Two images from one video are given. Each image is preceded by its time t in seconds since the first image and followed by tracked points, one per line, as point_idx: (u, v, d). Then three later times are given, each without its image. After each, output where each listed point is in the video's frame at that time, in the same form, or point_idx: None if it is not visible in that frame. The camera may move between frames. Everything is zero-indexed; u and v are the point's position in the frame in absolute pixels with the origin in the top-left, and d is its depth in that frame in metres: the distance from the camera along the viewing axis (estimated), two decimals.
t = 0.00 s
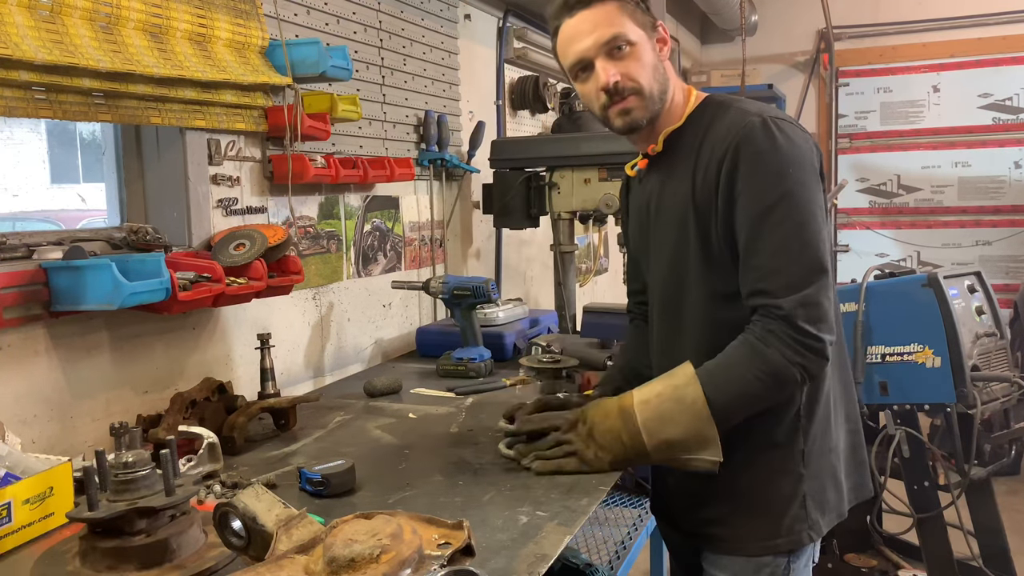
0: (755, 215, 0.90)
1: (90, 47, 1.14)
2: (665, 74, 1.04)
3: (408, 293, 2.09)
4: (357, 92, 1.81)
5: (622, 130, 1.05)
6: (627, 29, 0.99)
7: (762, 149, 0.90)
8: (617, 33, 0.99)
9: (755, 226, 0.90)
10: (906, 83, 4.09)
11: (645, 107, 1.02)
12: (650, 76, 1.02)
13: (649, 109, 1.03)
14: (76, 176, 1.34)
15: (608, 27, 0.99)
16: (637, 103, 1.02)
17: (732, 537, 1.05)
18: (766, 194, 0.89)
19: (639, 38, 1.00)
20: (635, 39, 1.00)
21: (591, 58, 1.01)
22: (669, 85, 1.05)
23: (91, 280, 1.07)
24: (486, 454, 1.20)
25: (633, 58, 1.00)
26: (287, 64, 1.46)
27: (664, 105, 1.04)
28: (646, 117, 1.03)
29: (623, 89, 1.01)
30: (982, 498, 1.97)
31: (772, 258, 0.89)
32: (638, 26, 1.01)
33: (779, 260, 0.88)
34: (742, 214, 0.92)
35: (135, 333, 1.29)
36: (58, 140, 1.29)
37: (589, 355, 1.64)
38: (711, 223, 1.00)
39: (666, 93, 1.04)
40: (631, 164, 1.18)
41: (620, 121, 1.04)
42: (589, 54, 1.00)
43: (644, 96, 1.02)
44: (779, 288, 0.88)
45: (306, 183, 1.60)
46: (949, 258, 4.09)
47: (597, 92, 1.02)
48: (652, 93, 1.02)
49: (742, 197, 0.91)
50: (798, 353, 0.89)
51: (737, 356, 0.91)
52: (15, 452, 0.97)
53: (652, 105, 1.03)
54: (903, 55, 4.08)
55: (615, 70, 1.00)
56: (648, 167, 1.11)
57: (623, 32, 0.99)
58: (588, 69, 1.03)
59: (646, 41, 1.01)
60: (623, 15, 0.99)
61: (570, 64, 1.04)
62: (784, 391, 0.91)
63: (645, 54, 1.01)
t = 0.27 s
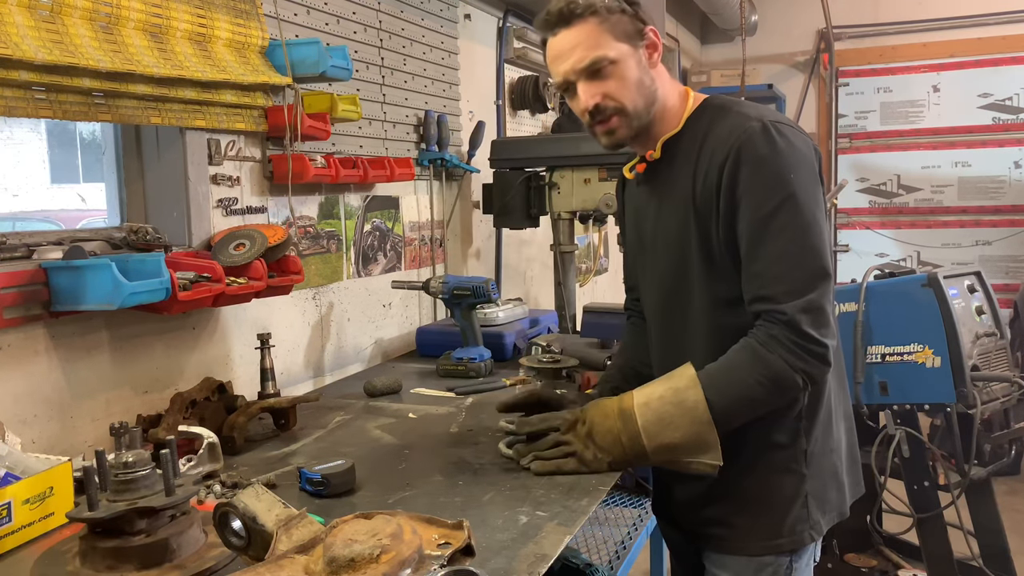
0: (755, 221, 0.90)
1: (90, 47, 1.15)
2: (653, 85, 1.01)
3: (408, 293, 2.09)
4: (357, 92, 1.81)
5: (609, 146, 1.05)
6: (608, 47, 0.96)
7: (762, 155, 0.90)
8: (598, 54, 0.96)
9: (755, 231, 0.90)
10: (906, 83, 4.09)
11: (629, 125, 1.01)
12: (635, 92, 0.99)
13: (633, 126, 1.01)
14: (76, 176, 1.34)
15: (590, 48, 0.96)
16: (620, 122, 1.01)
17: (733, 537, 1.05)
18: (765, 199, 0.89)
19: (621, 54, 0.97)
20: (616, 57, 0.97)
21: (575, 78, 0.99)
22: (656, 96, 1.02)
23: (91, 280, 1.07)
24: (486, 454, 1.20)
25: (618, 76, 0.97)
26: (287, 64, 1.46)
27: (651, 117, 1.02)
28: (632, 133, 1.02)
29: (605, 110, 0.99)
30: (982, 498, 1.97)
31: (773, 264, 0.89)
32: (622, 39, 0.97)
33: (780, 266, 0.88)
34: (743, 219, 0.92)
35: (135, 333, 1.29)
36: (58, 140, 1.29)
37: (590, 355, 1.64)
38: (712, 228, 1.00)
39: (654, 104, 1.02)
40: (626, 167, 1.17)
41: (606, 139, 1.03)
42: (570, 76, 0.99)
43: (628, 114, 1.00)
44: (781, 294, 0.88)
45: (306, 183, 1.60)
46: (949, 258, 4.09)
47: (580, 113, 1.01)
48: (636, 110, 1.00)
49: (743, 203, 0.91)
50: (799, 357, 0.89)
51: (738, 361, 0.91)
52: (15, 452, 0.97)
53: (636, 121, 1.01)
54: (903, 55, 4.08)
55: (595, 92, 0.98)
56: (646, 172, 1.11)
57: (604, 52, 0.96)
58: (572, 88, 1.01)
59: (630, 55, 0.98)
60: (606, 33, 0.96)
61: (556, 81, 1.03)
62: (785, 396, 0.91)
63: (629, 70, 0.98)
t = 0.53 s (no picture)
0: (761, 224, 0.90)
1: (90, 47, 1.15)
2: (638, 95, 1.02)
3: (408, 293, 2.08)
4: (357, 92, 1.81)
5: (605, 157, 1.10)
6: (584, 70, 0.99)
7: (769, 159, 0.90)
8: (574, 78, 1.00)
9: (761, 235, 0.90)
10: (905, 83, 4.09)
11: (617, 138, 1.05)
12: (617, 107, 1.01)
13: (622, 138, 1.05)
14: (76, 176, 1.34)
15: (568, 69, 1.00)
16: (608, 136, 1.05)
17: (733, 539, 1.05)
18: (772, 202, 0.89)
19: (598, 73, 0.99)
20: (593, 77, 1.00)
21: (559, 100, 1.05)
22: (643, 105, 1.03)
23: (91, 279, 1.07)
24: (486, 454, 1.20)
25: (596, 96, 1.01)
26: (287, 64, 1.46)
27: (641, 126, 1.05)
28: (623, 144, 1.06)
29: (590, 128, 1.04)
30: (982, 498, 1.97)
31: (779, 268, 0.89)
32: (599, 56, 0.99)
33: (786, 270, 0.89)
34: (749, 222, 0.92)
35: (135, 333, 1.29)
36: (58, 140, 1.29)
37: (589, 355, 1.64)
38: (717, 229, 0.99)
39: (642, 113, 1.04)
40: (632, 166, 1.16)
41: (600, 151, 1.08)
42: (555, 99, 1.04)
43: (613, 129, 1.03)
44: (786, 299, 0.89)
45: (306, 183, 1.60)
46: (949, 258, 4.10)
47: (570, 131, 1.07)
48: (621, 124, 1.03)
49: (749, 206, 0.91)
50: (804, 360, 0.89)
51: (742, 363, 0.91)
52: (15, 452, 0.97)
53: (624, 134, 1.04)
54: (903, 56, 4.09)
55: (578, 113, 1.03)
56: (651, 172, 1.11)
57: (580, 75, 1.00)
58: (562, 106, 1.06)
59: (608, 72, 1.00)
60: (582, 52, 0.99)
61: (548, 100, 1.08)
62: (788, 399, 0.91)
63: (608, 87, 1.00)
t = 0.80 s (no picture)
0: (761, 223, 0.90)
1: (90, 47, 1.15)
2: (634, 98, 1.04)
3: (408, 293, 2.09)
4: (357, 92, 1.81)
5: (606, 159, 1.12)
6: (578, 76, 1.02)
7: (768, 158, 0.90)
8: (569, 84, 1.03)
9: (761, 233, 0.90)
10: (905, 83, 4.09)
11: (615, 140, 1.07)
12: (613, 110, 1.04)
13: (619, 141, 1.07)
14: (76, 176, 1.34)
15: (562, 76, 1.03)
16: (606, 139, 1.07)
17: (734, 538, 1.05)
18: (771, 201, 0.89)
19: (592, 79, 1.02)
20: (587, 83, 1.02)
21: (558, 105, 1.08)
22: (639, 107, 1.05)
23: (91, 279, 1.07)
24: (487, 454, 1.20)
25: (592, 100, 1.03)
26: (287, 64, 1.46)
27: (639, 128, 1.07)
28: (622, 147, 1.08)
29: (589, 131, 1.07)
30: (982, 498, 1.97)
31: (779, 267, 0.89)
32: (593, 62, 1.01)
33: (786, 270, 0.89)
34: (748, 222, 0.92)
35: (136, 333, 1.29)
36: (58, 140, 1.29)
37: (589, 355, 1.64)
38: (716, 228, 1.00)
39: (639, 115, 1.05)
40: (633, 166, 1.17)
41: (600, 154, 1.11)
42: (553, 104, 1.08)
43: (610, 132, 1.06)
44: (786, 298, 0.88)
45: (306, 183, 1.60)
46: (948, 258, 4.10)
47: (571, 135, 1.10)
48: (618, 127, 1.05)
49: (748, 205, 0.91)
50: (801, 361, 0.89)
51: (742, 362, 0.91)
52: (15, 452, 0.97)
53: (621, 136, 1.07)
54: (903, 56, 4.09)
55: (576, 117, 1.06)
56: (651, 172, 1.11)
57: (575, 81, 1.02)
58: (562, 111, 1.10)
59: (602, 77, 1.02)
60: (575, 59, 1.02)
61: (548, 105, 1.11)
62: (787, 398, 0.91)
63: (603, 92, 1.03)
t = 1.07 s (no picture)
0: (765, 218, 0.88)
1: (90, 47, 1.15)
2: (638, 90, 1.04)
3: (408, 293, 2.08)
4: (357, 92, 1.81)
5: (606, 153, 1.11)
6: (584, 62, 1.01)
7: (768, 154, 0.90)
8: (575, 70, 1.02)
9: (765, 227, 0.88)
10: (906, 83, 4.09)
11: (617, 132, 1.06)
12: (617, 99, 1.03)
13: (622, 131, 1.06)
14: (76, 176, 1.34)
15: (568, 63, 1.02)
16: (609, 130, 1.07)
17: (734, 538, 1.05)
18: (774, 196, 0.88)
19: (598, 66, 1.01)
20: (593, 70, 1.01)
21: (560, 94, 1.06)
22: (643, 99, 1.05)
23: (91, 280, 1.07)
24: (487, 454, 1.20)
25: (597, 88, 1.03)
26: (287, 64, 1.46)
27: (641, 120, 1.06)
28: (624, 139, 1.07)
29: (592, 120, 1.06)
30: (982, 498, 1.97)
31: (787, 259, 0.86)
32: (599, 50, 1.01)
33: (795, 262, 0.86)
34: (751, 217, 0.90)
35: (135, 333, 1.29)
36: (58, 140, 1.29)
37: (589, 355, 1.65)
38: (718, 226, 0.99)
39: (642, 107, 1.05)
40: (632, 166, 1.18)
41: (600, 147, 1.10)
42: (556, 92, 1.06)
43: (614, 122, 1.05)
44: (800, 288, 0.85)
45: (306, 183, 1.60)
46: (949, 258, 4.10)
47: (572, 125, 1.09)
48: (621, 117, 1.05)
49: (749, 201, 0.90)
50: (825, 350, 0.84)
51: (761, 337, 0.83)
52: (15, 452, 0.97)
53: (624, 127, 1.06)
54: (903, 56, 4.09)
55: (579, 104, 1.04)
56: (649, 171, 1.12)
57: (581, 67, 1.01)
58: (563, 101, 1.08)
59: (608, 64, 1.01)
60: (582, 46, 1.01)
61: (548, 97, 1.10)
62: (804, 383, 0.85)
63: (608, 79, 1.02)
